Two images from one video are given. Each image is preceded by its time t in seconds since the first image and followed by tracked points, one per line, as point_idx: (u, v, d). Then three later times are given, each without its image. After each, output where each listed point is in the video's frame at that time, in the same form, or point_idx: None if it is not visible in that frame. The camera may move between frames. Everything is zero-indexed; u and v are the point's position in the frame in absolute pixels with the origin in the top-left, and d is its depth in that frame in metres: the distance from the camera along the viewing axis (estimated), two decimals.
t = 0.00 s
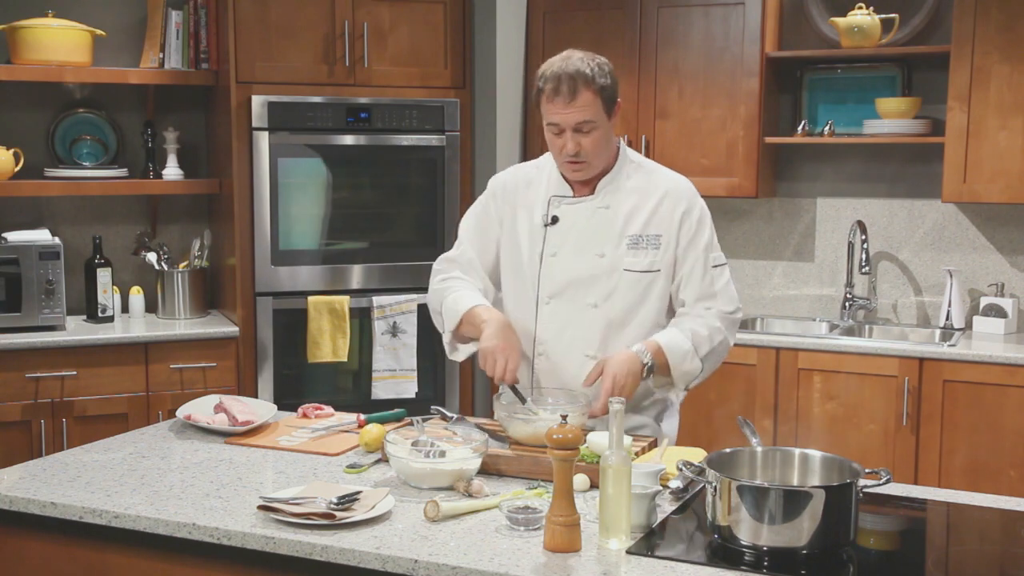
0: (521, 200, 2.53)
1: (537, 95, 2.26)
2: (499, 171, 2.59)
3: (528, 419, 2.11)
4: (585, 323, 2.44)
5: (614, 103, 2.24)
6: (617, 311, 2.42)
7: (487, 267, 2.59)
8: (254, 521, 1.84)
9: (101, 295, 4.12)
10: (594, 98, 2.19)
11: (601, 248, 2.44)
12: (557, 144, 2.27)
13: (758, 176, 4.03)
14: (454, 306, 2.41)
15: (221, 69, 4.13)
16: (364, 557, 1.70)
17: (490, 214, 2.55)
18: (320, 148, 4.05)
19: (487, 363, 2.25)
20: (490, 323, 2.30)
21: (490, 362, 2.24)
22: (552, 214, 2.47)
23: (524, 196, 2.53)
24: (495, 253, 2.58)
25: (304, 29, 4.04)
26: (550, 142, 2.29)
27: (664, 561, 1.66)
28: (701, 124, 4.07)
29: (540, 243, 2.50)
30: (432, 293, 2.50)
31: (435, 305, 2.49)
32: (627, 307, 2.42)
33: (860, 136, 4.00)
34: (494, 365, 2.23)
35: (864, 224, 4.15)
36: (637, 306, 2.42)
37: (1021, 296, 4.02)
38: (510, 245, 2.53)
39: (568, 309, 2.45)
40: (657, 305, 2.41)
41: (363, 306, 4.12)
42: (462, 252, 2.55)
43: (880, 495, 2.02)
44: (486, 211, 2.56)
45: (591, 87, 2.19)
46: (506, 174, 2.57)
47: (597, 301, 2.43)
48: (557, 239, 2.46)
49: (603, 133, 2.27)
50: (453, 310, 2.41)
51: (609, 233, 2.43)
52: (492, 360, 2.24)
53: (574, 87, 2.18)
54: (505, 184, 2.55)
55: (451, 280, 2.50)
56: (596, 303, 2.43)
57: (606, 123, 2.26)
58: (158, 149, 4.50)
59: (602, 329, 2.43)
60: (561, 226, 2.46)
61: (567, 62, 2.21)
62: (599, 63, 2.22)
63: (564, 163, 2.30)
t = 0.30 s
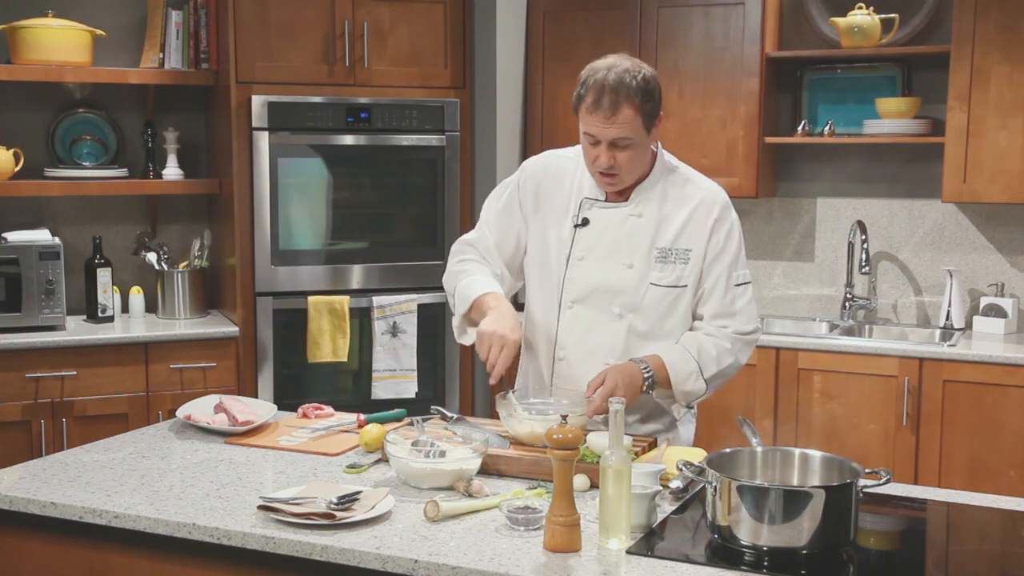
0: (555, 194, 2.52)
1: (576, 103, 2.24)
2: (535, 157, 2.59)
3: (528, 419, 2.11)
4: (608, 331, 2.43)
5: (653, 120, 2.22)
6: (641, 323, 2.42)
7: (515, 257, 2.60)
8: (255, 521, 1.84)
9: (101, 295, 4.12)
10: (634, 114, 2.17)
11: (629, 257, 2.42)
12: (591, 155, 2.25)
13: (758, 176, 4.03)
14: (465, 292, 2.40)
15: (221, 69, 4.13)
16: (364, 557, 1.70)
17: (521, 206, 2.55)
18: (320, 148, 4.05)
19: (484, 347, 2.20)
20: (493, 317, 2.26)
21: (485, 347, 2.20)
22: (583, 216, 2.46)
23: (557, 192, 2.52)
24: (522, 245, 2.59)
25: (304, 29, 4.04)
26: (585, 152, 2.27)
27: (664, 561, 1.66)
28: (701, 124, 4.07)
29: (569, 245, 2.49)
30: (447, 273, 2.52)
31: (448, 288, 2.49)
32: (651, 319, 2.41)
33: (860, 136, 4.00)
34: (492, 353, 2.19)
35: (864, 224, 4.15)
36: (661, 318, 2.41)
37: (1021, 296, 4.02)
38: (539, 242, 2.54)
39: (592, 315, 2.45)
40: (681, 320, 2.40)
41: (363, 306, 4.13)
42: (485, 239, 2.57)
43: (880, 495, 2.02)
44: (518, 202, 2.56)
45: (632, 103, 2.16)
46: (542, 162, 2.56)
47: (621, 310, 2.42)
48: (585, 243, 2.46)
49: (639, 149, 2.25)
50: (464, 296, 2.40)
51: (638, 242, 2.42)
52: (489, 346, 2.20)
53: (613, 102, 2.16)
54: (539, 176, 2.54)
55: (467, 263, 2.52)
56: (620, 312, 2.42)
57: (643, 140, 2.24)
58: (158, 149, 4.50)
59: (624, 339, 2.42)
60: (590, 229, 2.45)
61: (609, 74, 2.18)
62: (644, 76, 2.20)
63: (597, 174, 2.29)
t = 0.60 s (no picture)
0: (547, 198, 2.51)
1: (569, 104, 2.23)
2: (523, 161, 2.56)
3: (528, 419, 2.11)
4: (612, 332, 2.46)
5: (648, 120, 2.22)
6: (644, 321, 2.45)
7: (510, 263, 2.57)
8: (255, 521, 1.84)
9: (100, 295, 4.12)
10: (630, 114, 2.18)
11: (629, 257, 2.44)
12: (586, 157, 2.26)
13: (758, 176, 4.03)
14: (459, 309, 2.36)
15: (221, 69, 4.13)
16: (364, 557, 1.70)
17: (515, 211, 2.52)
18: (321, 148, 4.05)
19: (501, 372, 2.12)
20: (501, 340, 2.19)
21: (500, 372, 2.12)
22: (579, 219, 2.46)
23: (549, 196, 2.51)
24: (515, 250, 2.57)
25: (304, 29, 4.04)
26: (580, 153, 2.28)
27: (664, 561, 1.66)
28: (701, 124, 4.07)
29: (566, 248, 2.49)
30: (440, 286, 2.47)
31: (441, 301, 2.46)
32: (653, 317, 2.44)
33: (860, 136, 4.00)
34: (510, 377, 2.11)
35: (864, 224, 4.15)
36: (664, 315, 2.44)
37: (1021, 296, 4.02)
38: (535, 247, 2.52)
39: (594, 317, 2.46)
40: (683, 314, 2.43)
41: (363, 306, 4.13)
42: (478, 245, 2.52)
43: (880, 495, 2.02)
44: (510, 208, 2.52)
45: (627, 103, 2.17)
46: (531, 166, 2.54)
47: (624, 310, 2.44)
48: (584, 245, 2.45)
49: (634, 149, 2.25)
50: (457, 313, 2.35)
51: (637, 242, 2.43)
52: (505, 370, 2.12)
53: (609, 103, 2.16)
54: (530, 181, 2.52)
55: (461, 277, 2.47)
56: (623, 312, 2.44)
57: (638, 140, 2.24)
58: (158, 149, 4.50)
59: (628, 337, 2.45)
60: (588, 231, 2.46)
61: (603, 75, 2.18)
62: (636, 75, 2.20)
63: (592, 175, 2.29)
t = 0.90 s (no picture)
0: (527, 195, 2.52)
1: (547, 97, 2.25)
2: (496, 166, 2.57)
3: (528, 419, 2.11)
4: (598, 321, 2.47)
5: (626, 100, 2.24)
6: (628, 309, 2.46)
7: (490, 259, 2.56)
8: (254, 521, 1.84)
9: (101, 295, 4.12)
10: (609, 96, 2.19)
11: (611, 247, 2.45)
12: (572, 143, 2.27)
13: (758, 176, 4.03)
14: (444, 289, 2.32)
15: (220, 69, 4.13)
16: (364, 557, 1.70)
17: (492, 207, 2.52)
18: (320, 148, 4.05)
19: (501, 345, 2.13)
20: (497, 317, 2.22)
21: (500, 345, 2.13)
22: (560, 213, 2.46)
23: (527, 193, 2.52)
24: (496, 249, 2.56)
25: (304, 29, 4.04)
26: (564, 142, 2.29)
27: (664, 561, 1.66)
28: (701, 125, 4.07)
29: (548, 242, 2.50)
30: (416, 266, 2.41)
31: (416, 284, 2.40)
32: (638, 304, 2.45)
33: (860, 136, 4.00)
34: (511, 352, 2.11)
35: (864, 224, 4.15)
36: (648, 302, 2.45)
37: (1021, 296, 4.02)
38: (515, 242, 2.53)
39: (580, 307, 2.47)
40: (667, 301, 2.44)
41: (363, 306, 4.13)
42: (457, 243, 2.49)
43: (880, 495, 2.02)
44: (487, 203, 2.52)
45: (605, 85, 2.18)
46: (507, 167, 2.55)
47: (608, 299, 2.46)
48: (566, 238, 2.46)
49: (617, 129, 2.27)
50: (442, 294, 2.32)
51: (618, 231, 2.45)
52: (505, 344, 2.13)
53: (589, 85, 2.17)
54: (507, 180, 2.53)
55: (442, 261, 2.42)
56: (607, 301, 2.46)
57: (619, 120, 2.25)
58: (158, 149, 4.50)
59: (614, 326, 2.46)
60: (569, 224, 2.46)
61: (579, 62, 2.20)
62: (609, 61, 2.22)
63: (579, 162, 2.30)
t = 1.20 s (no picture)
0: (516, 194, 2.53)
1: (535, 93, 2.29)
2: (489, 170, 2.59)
3: (527, 419, 2.11)
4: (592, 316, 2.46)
5: (613, 92, 2.27)
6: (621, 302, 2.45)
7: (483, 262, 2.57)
8: (254, 521, 1.84)
9: (100, 295, 4.12)
10: (593, 82, 2.22)
11: (601, 241, 2.46)
12: (557, 131, 2.27)
13: (758, 176, 4.03)
14: (439, 282, 2.29)
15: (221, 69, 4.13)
16: (364, 557, 1.70)
17: (485, 208, 2.53)
18: (320, 148, 4.05)
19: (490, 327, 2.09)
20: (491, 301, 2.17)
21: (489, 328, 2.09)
22: (550, 211, 2.48)
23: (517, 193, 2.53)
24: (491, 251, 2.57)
25: (304, 29, 4.04)
26: (552, 134, 2.29)
27: (663, 561, 1.66)
28: (701, 125, 4.07)
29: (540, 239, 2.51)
30: (412, 262, 2.40)
31: (410, 282, 2.37)
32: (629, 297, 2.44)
33: (860, 136, 4.00)
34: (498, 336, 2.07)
35: (864, 224, 4.16)
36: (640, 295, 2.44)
37: (1021, 296, 4.02)
38: (507, 241, 2.53)
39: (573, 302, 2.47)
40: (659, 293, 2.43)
41: (363, 306, 4.13)
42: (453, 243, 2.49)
43: (880, 495, 2.02)
44: (479, 205, 2.53)
45: (588, 72, 2.22)
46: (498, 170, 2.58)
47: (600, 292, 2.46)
48: (557, 235, 2.47)
49: (603, 119, 2.28)
50: (436, 286, 2.29)
51: (608, 225, 2.45)
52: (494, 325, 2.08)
53: (571, 72, 2.21)
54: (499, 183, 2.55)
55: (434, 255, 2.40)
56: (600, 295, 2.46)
57: (606, 110, 2.27)
58: (158, 149, 4.50)
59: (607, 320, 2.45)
60: (559, 221, 2.47)
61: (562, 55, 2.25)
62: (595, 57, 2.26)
63: (566, 152, 2.29)
